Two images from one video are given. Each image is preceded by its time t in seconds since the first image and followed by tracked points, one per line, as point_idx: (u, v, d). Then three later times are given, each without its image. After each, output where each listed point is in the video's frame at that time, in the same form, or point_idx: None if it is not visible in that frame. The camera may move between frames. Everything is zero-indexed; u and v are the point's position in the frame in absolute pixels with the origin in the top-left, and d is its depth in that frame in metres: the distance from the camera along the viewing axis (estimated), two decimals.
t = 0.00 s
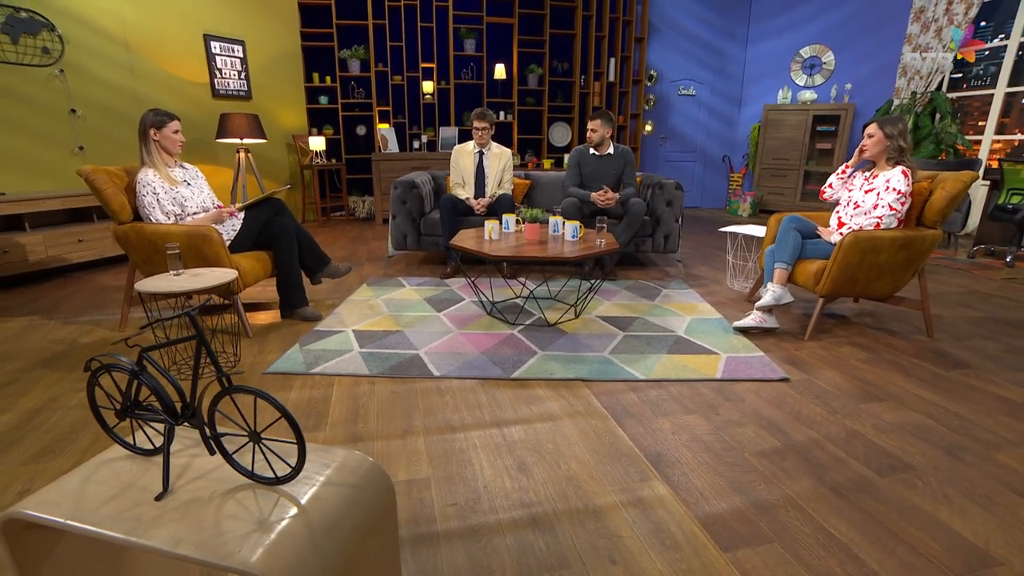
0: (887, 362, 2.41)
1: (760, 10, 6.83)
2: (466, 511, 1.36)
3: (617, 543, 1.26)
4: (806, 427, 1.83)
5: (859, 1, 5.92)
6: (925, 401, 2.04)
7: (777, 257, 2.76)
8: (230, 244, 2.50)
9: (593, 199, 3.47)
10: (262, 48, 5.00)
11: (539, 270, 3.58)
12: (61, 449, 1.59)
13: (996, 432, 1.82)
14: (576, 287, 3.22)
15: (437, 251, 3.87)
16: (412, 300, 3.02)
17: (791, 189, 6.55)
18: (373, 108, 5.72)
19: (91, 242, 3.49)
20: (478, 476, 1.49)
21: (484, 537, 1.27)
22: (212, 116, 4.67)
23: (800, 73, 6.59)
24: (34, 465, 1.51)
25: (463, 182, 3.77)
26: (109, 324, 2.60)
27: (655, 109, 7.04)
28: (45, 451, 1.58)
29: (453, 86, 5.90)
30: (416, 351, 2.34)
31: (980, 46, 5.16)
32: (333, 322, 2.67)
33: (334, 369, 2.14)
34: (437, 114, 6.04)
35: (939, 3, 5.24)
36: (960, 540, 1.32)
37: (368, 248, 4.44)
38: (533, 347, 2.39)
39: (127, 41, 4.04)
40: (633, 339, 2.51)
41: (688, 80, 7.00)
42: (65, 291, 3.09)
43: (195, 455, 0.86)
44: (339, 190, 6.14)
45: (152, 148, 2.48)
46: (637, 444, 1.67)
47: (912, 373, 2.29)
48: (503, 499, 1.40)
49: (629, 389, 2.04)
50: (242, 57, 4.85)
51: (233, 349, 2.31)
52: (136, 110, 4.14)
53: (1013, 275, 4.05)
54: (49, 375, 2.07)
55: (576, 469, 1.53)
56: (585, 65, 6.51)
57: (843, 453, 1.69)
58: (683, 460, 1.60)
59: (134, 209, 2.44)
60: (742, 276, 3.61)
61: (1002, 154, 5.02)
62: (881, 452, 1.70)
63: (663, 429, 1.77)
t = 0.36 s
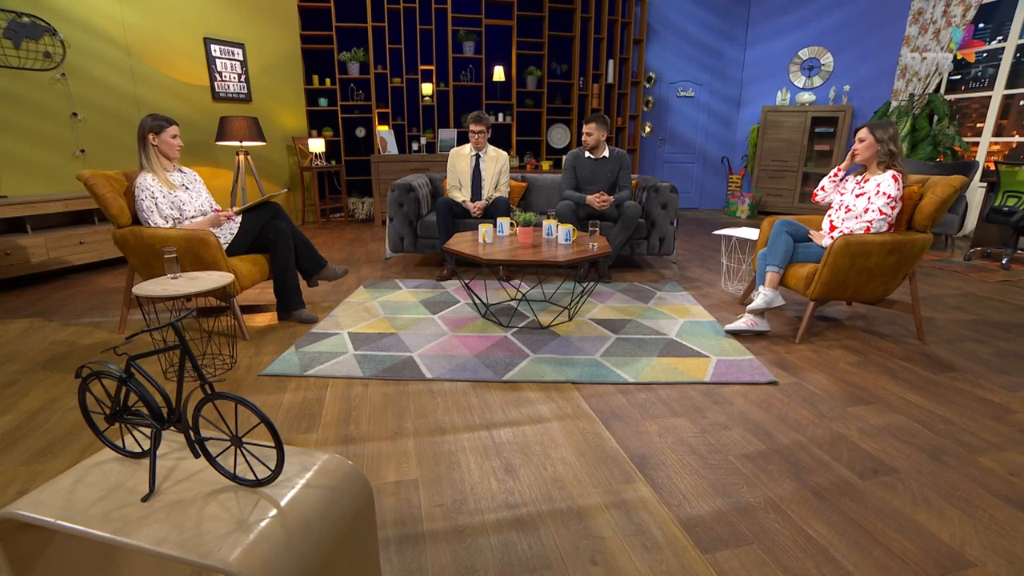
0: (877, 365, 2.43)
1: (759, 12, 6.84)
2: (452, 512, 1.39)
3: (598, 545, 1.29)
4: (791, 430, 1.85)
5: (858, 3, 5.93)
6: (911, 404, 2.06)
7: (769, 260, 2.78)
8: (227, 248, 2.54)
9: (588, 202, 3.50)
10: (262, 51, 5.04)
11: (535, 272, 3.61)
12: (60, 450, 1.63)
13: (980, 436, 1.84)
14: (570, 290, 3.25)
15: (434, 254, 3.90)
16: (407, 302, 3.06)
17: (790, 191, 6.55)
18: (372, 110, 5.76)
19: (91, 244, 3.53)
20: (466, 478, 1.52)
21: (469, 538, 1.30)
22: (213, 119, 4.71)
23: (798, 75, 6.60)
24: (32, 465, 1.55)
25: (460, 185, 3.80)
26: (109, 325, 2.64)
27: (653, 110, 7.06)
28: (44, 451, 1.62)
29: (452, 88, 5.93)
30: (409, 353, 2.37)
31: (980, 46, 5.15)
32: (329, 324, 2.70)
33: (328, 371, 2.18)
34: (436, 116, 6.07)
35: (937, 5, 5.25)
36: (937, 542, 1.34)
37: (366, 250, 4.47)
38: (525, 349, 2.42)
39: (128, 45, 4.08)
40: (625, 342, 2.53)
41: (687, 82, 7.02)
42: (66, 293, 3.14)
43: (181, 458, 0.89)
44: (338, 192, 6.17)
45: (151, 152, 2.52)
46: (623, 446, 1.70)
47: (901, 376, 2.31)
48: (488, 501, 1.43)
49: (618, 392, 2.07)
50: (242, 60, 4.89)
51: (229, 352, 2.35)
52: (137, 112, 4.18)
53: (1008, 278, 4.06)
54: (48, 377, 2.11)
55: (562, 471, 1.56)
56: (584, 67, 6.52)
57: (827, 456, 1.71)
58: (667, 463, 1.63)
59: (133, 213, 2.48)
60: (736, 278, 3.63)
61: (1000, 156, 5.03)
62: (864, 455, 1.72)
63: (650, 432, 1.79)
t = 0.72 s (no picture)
0: (866, 365, 2.45)
1: (758, 10, 6.84)
2: (438, 509, 1.42)
3: (580, 542, 1.32)
4: (777, 430, 1.88)
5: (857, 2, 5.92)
6: (897, 404, 2.09)
7: (761, 261, 2.80)
8: (224, 248, 2.57)
9: (583, 202, 3.52)
10: (261, 50, 5.07)
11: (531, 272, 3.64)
12: (59, 447, 1.67)
13: (962, 436, 1.87)
14: (565, 289, 3.28)
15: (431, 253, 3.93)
16: (403, 302, 3.09)
17: (788, 189, 6.55)
18: (371, 108, 5.78)
19: (92, 243, 3.57)
20: (454, 476, 1.56)
21: (454, 535, 1.33)
22: (212, 118, 4.75)
23: (798, 73, 6.60)
24: (33, 462, 1.59)
25: (456, 184, 3.83)
26: (109, 324, 2.68)
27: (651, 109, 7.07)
28: (44, 448, 1.66)
29: (451, 87, 5.95)
30: (403, 352, 2.41)
31: (980, 45, 5.13)
32: (325, 324, 2.74)
33: (323, 370, 2.22)
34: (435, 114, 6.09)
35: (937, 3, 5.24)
36: (913, 540, 1.37)
37: (364, 249, 4.50)
38: (518, 349, 2.45)
39: (128, 45, 4.12)
40: (617, 342, 2.56)
41: (686, 80, 7.03)
42: (67, 292, 3.18)
43: (171, 457, 0.93)
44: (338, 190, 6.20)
45: (149, 154, 2.55)
46: (610, 446, 1.73)
47: (889, 376, 2.34)
48: (474, 498, 1.47)
49: (608, 391, 2.10)
50: (242, 59, 4.92)
51: (225, 351, 2.39)
52: (137, 112, 4.21)
53: (1003, 278, 4.07)
54: (49, 375, 2.15)
55: (548, 470, 1.59)
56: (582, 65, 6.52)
57: (810, 456, 1.74)
58: (653, 462, 1.66)
59: (132, 214, 2.52)
60: (731, 278, 3.65)
61: (999, 155, 5.03)
62: (848, 455, 1.74)
63: (637, 431, 1.82)
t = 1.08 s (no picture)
0: (855, 363, 2.48)
1: (758, 5, 6.81)
2: (426, 505, 1.46)
3: (563, 536, 1.35)
4: (763, 427, 1.91)
5: None
6: (883, 402, 2.11)
7: (753, 259, 2.83)
8: (222, 247, 2.61)
9: (578, 200, 3.55)
10: (260, 48, 5.09)
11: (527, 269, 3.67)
12: (60, 443, 1.72)
13: (946, 434, 1.89)
14: (559, 287, 3.31)
15: (429, 250, 3.96)
16: (400, 299, 3.13)
17: (787, 186, 6.56)
18: (370, 105, 5.80)
19: (93, 240, 3.62)
20: (443, 472, 1.60)
21: (440, 530, 1.37)
22: (212, 116, 4.78)
23: (797, 69, 6.58)
24: (34, 457, 1.63)
25: (453, 182, 3.85)
26: (109, 321, 2.73)
27: (651, 105, 7.08)
28: (45, 444, 1.70)
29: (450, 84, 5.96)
30: (397, 350, 2.45)
31: (981, 45, 5.12)
32: (322, 321, 2.77)
33: (318, 367, 2.26)
34: (434, 111, 6.11)
35: None
36: (889, 537, 1.40)
37: (363, 245, 4.53)
38: (510, 346, 2.48)
39: (127, 44, 4.14)
40: (609, 340, 2.60)
41: (686, 76, 7.02)
42: (68, 289, 3.23)
43: (162, 454, 0.97)
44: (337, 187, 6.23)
45: (147, 153, 2.58)
46: (597, 443, 1.76)
47: (877, 375, 2.36)
48: (461, 494, 1.50)
49: (598, 389, 2.14)
50: (241, 57, 4.94)
51: (223, 348, 2.43)
52: (136, 110, 4.25)
53: (999, 275, 4.09)
54: (50, 372, 2.19)
55: (535, 466, 1.63)
56: (581, 61, 6.51)
57: (794, 453, 1.77)
58: (638, 459, 1.69)
59: (131, 213, 2.55)
60: (726, 276, 3.67)
61: (998, 152, 5.03)
62: (831, 453, 1.77)
63: (624, 428, 1.86)
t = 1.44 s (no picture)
0: (845, 363, 2.51)
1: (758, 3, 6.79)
2: (415, 501, 1.50)
3: (548, 533, 1.39)
4: (749, 427, 1.94)
5: None
6: (870, 402, 2.14)
7: (746, 259, 2.85)
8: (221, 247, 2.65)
9: (574, 200, 3.58)
10: (260, 47, 5.11)
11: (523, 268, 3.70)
12: (61, 440, 1.76)
13: (930, 434, 1.92)
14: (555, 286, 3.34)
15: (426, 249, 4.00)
16: (396, 298, 3.16)
17: (786, 184, 6.56)
18: (370, 103, 5.83)
19: (94, 239, 3.66)
20: (433, 469, 1.64)
21: (427, 526, 1.41)
22: (212, 115, 4.81)
23: (797, 67, 6.58)
24: (36, 454, 1.68)
25: (451, 181, 3.89)
26: (110, 320, 2.77)
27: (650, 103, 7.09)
28: (46, 441, 1.75)
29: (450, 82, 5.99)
30: (392, 349, 2.48)
31: (980, 45, 5.09)
32: (319, 320, 2.81)
33: (314, 366, 2.30)
34: (434, 109, 6.14)
35: None
36: (867, 535, 1.43)
37: (362, 244, 4.57)
38: (504, 346, 2.52)
39: (128, 44, 4.18)
40: (601, 339, 2.63)
41: (685, 74, 7.02)
42: (70, 288, 3.27)
43: (155, 453, 1.01)
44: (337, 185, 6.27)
45: (147, 154, 2.62)
46: (585, 441, 1.80)
47: (866, 374, 2.39)
48: (450, 491, 1.54)
49: (588, 388, 2.17)
50: (241, 56, 4.96)
51: (221, 347, 2.48)
52: (137, 109, 4.29)
53: (995, 275, 4.10)
54: (52, 370, 2.24)
55: (523, 464, 1.66)
56: (581, 59, 6.52)
57: (778, 452, 1.80)
58: (625, 457, 1.73)
59: (130, 213, 2.59)
60: (721, 275, 3.70)
61: (998, 150, 5.02)
62: (816, 452, 1.80)
63: (613, 427, 1.89)
